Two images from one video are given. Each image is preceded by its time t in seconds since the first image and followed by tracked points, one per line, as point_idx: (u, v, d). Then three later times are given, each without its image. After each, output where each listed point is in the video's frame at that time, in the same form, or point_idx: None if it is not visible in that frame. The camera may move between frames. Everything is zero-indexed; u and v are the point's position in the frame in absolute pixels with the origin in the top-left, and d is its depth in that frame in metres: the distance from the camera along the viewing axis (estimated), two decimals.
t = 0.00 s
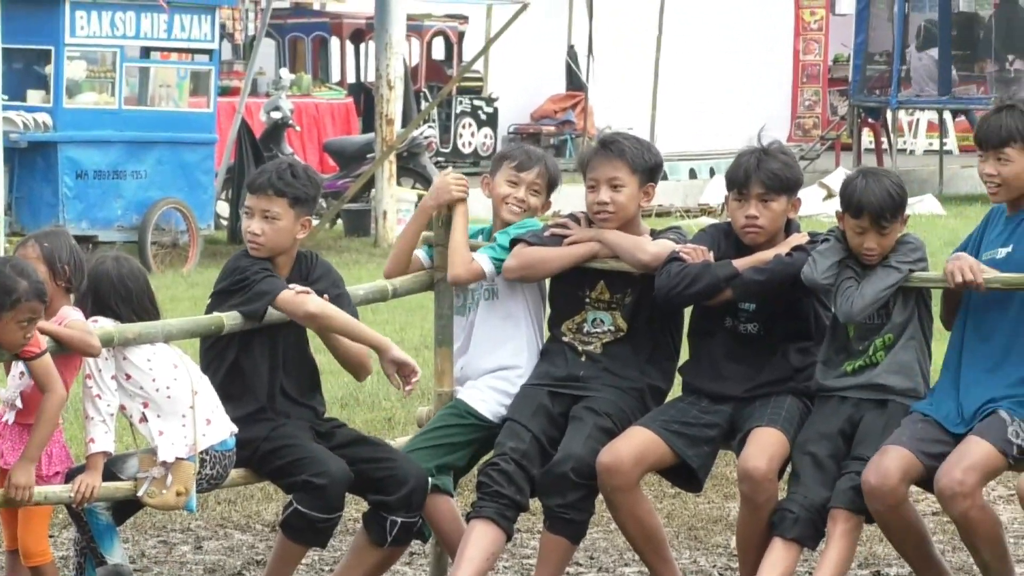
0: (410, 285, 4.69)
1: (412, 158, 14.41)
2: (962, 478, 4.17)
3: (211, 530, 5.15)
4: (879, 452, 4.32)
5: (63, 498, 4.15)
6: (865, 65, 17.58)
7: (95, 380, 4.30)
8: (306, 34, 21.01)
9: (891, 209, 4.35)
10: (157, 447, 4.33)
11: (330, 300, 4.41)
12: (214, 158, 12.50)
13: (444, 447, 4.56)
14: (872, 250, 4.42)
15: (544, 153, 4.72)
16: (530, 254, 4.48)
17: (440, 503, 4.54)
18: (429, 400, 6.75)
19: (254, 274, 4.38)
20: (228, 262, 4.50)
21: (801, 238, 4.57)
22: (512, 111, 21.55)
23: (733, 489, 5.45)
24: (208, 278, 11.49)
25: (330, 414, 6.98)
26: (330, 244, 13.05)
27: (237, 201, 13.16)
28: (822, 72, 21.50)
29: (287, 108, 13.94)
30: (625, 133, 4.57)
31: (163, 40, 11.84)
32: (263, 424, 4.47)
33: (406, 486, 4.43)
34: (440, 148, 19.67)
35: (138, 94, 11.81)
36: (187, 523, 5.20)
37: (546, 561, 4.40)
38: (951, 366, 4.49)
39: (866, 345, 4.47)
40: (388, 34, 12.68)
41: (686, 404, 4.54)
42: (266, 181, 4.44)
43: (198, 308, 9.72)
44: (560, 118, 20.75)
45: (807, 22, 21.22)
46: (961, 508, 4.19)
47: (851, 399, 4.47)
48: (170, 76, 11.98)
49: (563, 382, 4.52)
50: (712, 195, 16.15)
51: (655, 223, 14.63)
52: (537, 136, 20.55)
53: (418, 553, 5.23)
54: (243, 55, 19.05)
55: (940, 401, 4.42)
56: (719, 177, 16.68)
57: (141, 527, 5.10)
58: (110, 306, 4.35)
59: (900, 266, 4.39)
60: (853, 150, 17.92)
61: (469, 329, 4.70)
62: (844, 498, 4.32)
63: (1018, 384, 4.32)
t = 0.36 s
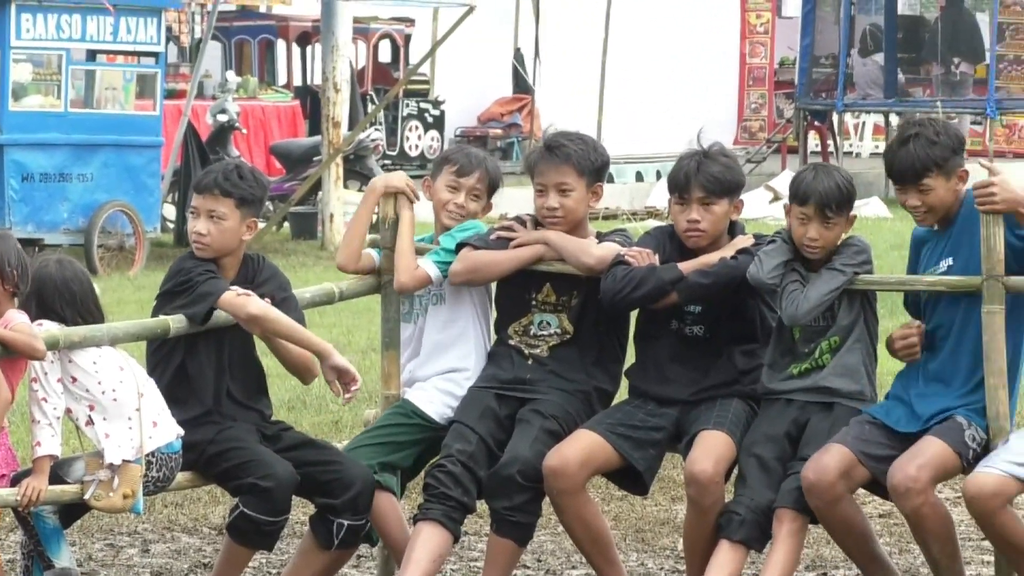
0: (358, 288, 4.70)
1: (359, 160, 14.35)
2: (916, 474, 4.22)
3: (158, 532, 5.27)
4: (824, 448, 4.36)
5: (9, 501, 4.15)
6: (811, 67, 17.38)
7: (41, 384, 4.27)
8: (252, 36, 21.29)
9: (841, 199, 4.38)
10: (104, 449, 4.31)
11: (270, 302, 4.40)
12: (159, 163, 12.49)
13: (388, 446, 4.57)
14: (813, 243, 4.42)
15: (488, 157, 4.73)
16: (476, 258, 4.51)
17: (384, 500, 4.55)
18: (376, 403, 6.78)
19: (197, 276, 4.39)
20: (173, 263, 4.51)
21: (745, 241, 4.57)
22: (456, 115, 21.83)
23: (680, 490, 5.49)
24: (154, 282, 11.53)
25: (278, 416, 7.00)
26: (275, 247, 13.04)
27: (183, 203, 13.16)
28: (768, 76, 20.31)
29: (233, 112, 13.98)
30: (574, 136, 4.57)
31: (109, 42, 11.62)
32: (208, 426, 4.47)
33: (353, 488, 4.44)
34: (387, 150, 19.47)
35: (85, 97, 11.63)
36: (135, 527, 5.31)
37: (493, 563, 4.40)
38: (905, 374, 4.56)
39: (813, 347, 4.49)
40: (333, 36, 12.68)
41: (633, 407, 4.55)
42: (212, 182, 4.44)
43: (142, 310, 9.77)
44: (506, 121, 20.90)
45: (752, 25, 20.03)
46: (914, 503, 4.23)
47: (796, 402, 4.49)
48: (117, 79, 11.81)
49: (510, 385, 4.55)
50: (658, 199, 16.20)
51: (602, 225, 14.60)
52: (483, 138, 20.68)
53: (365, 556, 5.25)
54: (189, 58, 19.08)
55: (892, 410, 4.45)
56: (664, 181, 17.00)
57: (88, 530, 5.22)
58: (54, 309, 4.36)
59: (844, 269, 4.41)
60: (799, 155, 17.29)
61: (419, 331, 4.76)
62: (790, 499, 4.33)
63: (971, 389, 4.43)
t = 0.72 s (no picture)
0: (330, 289, 4.66)
1: (331, 159, 14.35)
2: (892, 472, 4.20)
3: (131, 533, 5.31)
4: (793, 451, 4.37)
5: None
6: (784, 67, 17.07)
7: (13, 385, 4.22)
8: (225, 36, 20.60)
9: (821, 190, 4.36)
10: (76, 450, 4.29)
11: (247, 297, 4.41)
12: (133, 162, 12.43)
13: (359, 443, 4.60)
14: (790, 234, 4.40)
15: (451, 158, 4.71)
16: (448, 260, 4.51)
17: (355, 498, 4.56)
18: (351, 403, 6.81)
19: (172, 277, 4.38)
20: (146, 264, 4.49)
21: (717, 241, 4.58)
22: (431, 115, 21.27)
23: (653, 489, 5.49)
24: (127, 283, 11.49)
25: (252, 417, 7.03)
26: (249, 248, 12.99)
27: (156, 205, 13.10)
28: (741, 76, 20.24)
29: (206, 111, 13.97)
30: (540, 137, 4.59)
31: (81, 43, 11.50)
32: (182, 427, 4.47)
33: (326, 489, 4.45)
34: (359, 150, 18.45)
35: (57, 98, 11.51)
36: (108, 528, 5.35)
37: (465, 563, 4.41)
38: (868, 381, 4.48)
39: (785, 348, 4.52)
40: (307, 36, 12.67)
41: (605, 408, 4.55)
42: (186, 182, 4.43)
43: (117, 312, 9.75)
44: (479, 121, 20.36)
45: (725, 25, 20.01)
46: (890, 501, 4.23)
47: (769, 401, 4.51)
48: (89, 79, 11.69)
49: (483, 385, 4.55)
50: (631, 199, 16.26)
51: (575, 226, 14.53)
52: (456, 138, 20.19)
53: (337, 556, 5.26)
54: (161, 59, 18.97)
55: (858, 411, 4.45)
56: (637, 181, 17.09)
57: (62, 532, 5.25)
58: (27, 310, 4.35)
59: (816, 268, 4.44)
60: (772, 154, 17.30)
61: (392, 331, 4.76)
62: (760, 498, 4.35)
63: (937, 390, 4.42)
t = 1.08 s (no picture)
0: (293, 287, 4.63)
1: (294, 158, 14.13)
2: (882, 481, 4.22)
3: (95, 532, 5.33)
4: (757, 451, 4.37)
5: None
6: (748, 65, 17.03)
7: None
8: (189, 35, 20.52)
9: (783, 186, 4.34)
10: (40, 448, 4.25)
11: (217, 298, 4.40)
12: (97, 160, 12.43)
13: (322, 440, 4.60)
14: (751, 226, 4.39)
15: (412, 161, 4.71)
16: (413, 259, 4.51)
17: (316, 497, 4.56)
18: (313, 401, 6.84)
19: (136, 280, 4.34)
20: (110, 266, 4.45)
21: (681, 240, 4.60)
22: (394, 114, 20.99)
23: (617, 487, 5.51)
24: (90, 282, 11.45)
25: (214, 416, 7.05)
26: (213, 247, 12.98)
27: (120, 203, 13.05)
28: (704, 73, 20.57)
29: (169, 109, 13.93)
30: (506, 136, 4.55)
31: (44, 41, 11.44)
32: (146, 425, 4.46)
33: (290, 488, 4.45)
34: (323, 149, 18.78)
35: (20, 97, 11.47)
36: (72, 526, 5.37)
37: (429, 563, 4.40)
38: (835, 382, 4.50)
39: (749, 346, 4.53)
40: (271, 35, 12.67)
41: (569, 406, 4.55)
42: (152, 184, 4.40)
43: (80, 310, 9.74)
44: (444, 119, 20.34)
45: (689, 23, 20.25)
46: (877, 510, 4.25)
47: (732, 399, 4.51)
48: (52, 78, 11.64)
49: (447, 383, 4.55)
50: (594, 199, 16.19)
51: (539, 224, 14.53)
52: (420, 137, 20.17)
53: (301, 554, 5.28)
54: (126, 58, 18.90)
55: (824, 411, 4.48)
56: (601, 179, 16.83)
57: (25, 531, 5.26)
58: None
59: (778, 267, 4.46)
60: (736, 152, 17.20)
61: (360, 328, 4.77)
62: (724, 495, 4.36)
63: (898, 387, 4.46)
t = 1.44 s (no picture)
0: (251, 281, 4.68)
1: (254, 154, 14.09)
2: (826, 472, 4.23)
3: (53, 528, 5.35)
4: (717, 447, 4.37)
5: None
6: (705, 59, 17.06)
7: None
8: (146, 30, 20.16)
9: (736, 180, 4.41)
10: None
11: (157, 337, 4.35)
12: (54, 156, 12.39)
13: (289, 443, 4.58)
14: (699, 220, 4.45)
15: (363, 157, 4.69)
16: (372, 254, 4.49)
17: (285, 499, 4.56)
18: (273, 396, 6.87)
19: (87, 294, 4.32)
20: (65, 271, 4.42)
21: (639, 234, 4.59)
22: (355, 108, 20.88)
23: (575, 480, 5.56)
24: (48, 277, 11.38)
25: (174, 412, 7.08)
26: (171, 242, 12.94)
27: (78, 199, 12.97)
28: (663, 68, 20.90)
29: (127, 105, 13.91)
30: (457, 129, 4.52)
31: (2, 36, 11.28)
32: (104, 420, 4.46)
33: (248, 482, 4.44)
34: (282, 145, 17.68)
35: None
36: (29, 522, 5.39)
37: (388, 558, 4.40)
38: (797, 376, 4.51)
39: (708, 340, 4.50)
40: (228, 30, 12.62)
41: (529, 401, 4.55)
42: (109, 189, 4.37)
43: (37, 306, 9.71)
44: (402, 114, 20.18)
45: (648, 18, 20.59)
46: (825, 501, 4.26)
47: (692, 394, 4.50)
48: (9, 73, 11.58)
49: (406, 378, 4.55)
50: (553, 192, 16.10)
51: (498, 218, 14.57)
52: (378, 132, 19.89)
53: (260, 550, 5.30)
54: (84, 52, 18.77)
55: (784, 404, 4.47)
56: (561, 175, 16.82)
57: None
58: None
59: (737, 261, 4.45)
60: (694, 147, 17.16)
61: (319, 324, 4.77)
62: (685, 489, 4.35)
63: (856, 380, 4.45)
